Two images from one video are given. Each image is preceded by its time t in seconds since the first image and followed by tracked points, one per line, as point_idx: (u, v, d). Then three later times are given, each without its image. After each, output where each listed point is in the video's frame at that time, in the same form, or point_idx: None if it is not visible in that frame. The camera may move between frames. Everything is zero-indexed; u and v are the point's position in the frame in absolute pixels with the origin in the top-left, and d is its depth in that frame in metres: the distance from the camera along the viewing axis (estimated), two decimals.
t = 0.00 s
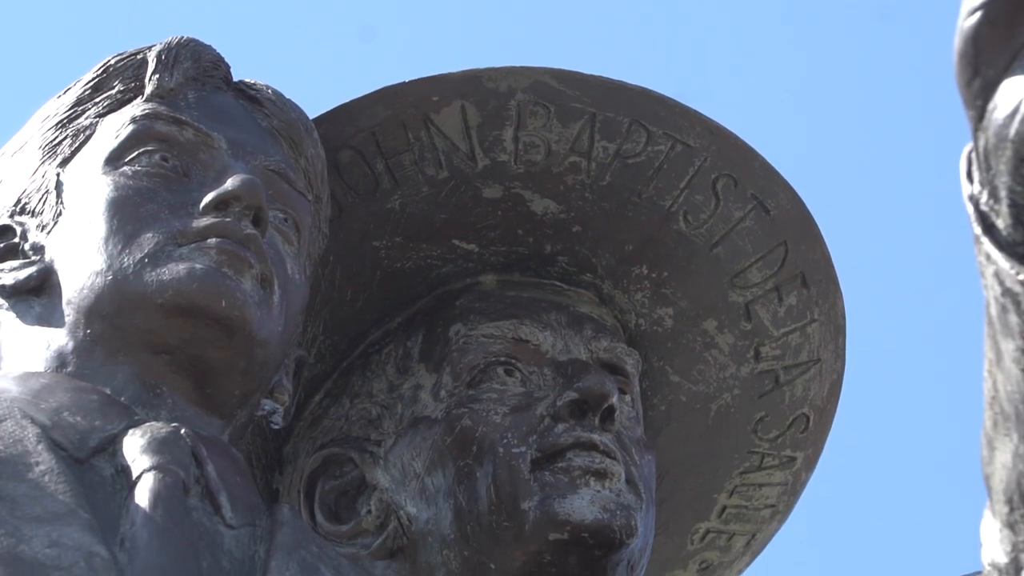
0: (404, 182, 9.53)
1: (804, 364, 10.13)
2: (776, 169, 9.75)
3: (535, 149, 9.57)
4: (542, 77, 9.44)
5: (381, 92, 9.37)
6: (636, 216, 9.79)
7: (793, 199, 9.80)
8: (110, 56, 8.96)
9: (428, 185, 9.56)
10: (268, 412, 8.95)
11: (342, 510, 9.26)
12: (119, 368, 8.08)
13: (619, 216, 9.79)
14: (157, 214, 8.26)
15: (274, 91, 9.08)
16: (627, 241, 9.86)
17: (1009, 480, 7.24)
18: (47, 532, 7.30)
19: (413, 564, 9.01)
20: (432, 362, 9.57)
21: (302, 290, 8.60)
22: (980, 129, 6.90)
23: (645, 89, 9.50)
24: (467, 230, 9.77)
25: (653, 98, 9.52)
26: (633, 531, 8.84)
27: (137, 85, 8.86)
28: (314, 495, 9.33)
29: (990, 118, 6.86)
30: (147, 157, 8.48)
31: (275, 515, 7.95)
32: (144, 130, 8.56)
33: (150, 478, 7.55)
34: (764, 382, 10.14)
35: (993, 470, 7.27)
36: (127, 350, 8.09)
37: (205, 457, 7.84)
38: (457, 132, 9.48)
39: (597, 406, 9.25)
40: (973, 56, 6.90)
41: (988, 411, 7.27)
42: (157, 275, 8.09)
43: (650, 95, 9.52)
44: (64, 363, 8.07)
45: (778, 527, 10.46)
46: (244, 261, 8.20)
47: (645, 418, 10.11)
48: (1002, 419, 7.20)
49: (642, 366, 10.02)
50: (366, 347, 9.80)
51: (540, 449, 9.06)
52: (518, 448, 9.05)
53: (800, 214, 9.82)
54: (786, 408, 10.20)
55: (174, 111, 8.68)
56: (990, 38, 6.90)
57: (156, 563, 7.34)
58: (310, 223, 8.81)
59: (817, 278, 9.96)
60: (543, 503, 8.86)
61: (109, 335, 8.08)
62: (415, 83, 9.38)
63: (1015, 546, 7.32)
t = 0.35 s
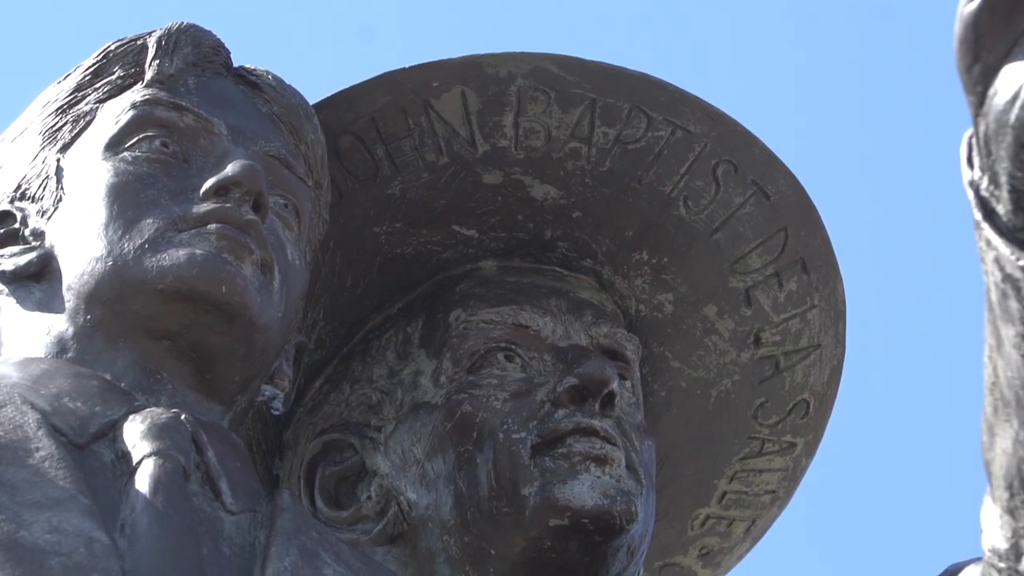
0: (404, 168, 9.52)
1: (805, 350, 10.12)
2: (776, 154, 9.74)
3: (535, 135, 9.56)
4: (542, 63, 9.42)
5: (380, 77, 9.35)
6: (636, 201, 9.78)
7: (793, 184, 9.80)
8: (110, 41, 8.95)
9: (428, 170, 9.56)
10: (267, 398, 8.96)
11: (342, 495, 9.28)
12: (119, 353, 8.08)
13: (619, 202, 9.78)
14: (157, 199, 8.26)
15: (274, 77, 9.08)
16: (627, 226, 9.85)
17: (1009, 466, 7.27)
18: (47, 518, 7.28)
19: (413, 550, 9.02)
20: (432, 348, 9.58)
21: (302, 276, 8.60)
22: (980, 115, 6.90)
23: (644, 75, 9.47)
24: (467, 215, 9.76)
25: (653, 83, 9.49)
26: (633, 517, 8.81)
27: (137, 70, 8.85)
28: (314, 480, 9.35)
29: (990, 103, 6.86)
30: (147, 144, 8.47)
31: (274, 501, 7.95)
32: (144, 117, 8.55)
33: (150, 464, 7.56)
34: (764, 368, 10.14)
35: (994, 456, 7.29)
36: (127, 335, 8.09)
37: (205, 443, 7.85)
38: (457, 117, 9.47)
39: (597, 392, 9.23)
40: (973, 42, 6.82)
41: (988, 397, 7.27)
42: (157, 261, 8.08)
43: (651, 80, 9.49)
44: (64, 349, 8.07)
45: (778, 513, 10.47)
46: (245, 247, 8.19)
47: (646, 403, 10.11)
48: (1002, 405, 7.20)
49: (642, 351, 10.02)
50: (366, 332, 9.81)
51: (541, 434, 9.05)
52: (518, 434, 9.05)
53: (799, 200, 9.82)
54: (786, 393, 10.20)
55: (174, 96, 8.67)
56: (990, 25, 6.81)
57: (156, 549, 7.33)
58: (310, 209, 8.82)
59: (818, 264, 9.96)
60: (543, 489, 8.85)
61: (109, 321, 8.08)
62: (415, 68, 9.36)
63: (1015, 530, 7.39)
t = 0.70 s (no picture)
0: (404, 157, 9.52)
1: (805, 340, 10.12)
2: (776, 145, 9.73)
3: (535, 126, 9.55)
4: (542, 53, 9.43)
5: (380, 67, 9.35)
6: (636, 191, 9.78)
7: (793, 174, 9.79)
8: (110, 32, 8.94)
9: (428, 161, 9.55)
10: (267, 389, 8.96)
11: (342, 486, 9.27)
12: (119, 343, 8.07)
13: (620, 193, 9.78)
14: (157, 189, 8.25)
15: (274, 67, 9.07)
16: (627, 217, 9.85)
17: (1009, 457, 7.27)
18: (47, 508, 7.26)
19: (413, 540, 9.01)
20: (432, 338, 9.58)
21: (302, 266, 8.59)
22: (980, 105, 6.88)
23: (644, 65, 9.48)
24: (467, 206, 9.75)
25: (653, 74, 9.49)
26: (633, 507, 8.80)
27: (137, 61, 8.84)
28: (314, 471, 9.35)
29: (990, 94, 6.83)
30: (147, 135, 8.45)
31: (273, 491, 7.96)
32: (144, 108, 8.54)
33: (150, 455, 7.56)
34: (764, 358, 10.13)
35: (994, 446, 7.30)
36: (127, 325, 8.08)
37: (205, 434, 7.85)
38: (457, 107, 9.46)
39: (597, 382, 9.23)
40: (973, 32, 6.84)
41: (988, 387, 7.27)
42: (157, 251, 8.08)
43: (651, 70, 9.49)
44: (64, 339, 8.06)
45: (778, 503, 10.46)
46: (244, 237, 8.18)
47: (646, 393, 10.11)
48: (1002, 395, 7.20)
49: (642, 342, 10.02)
50: (366, 323, 9.81)
51: (541, 425, 9.04)
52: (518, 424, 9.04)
53: (800, 190, 9.80)
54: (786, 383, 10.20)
55: (174, 86, 8.66)
56: (990, 14, 6.84)
57: (156, 539, 7.33)
58: (310, 199, 8.81)
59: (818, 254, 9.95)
60: (543, 479, 8.83)
61: (109, 311, 8.07)
62: (415, 58, 9.35)
63: (1015, 521, 7.39)
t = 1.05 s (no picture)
0: (404, 151, 9.50)
1: (805, 334, 10.11)
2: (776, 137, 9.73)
3: (535, 118, 9.55)
4: (542, 45, 9.42)
5: (380, 60, 9.34)
6: (636, 184, 9.78)
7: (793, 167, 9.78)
8: (110, 24, 8.94)
9: (428, 153, 9.55)
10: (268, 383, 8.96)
11: (342, 478, 9.28)
12: (119, 336, 8.07)
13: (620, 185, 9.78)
14: (157, 181, 8.25)
15: (274, 59, 9.06)
16: (627, 210, 9.86)
17: (1009, 449, 7.27)
18: (47, 500, 7.26)
19: (413, 533, 9.01)
20: (432, 331, 9.58)
21: (302, 258, 8.59)
22: (980, 98, 6.88)
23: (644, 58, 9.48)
24: (467, 198, 9.75)
25: (653, 66, 9.50)
26: (633, 499, 8.80)
27: (137, 53, 8.83)
28: (314, 464, 9.36)
29: (990, 86, 6.84)
30: (147, 127, 8.45)
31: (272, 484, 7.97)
32: (144, 101, 8.53)
33: (150, 447, 7.56)
34: (764, 351, 10.13)
35: (994, 438, 7.30)
36: (127, 318, 8.08)
37: (205, 426, 7.85)
38: (457, 100, 9.45)
39: (597, 374, 9.22)
40: (973, 24, 6.83)
41: (987, 379, 7.27)
42: (157, 244, 8.08)
43: (651, 62, 9.50)
44: (64, 332, 8.06)
45: (778, 496, 10.43)
46: (244, 230, 8.18)
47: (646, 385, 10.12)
48: (1002, 388, 7.20)
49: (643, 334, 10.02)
50: (366, 316, 9.81)
51: (540, 417, 9.04)
52: (519, 417, 9.04)
53: (799, 182, 9.80)
54: (786, 376, 10.19)
55: (174, 79, 8.66)
56: (990, 8, 6.82)
57: (156, 532, 7.33)
58: (310, 191, 8.81)
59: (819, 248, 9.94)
60: (542, 472, 8.83)
61: (109, 303, 8.07)
62: (415, 51, 9.34)
63: (1015, 513, 7.39)
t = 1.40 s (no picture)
0: (403, 141, 9.51)
1: (805, 325, 10.10)
2: (776, 128, 9.72)
3: (535, 109, 9.55)
4: (543, 37, 9.40)
5: (380, 51, 9.33)
6: (636, 175, 9.78)
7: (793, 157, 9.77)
8: (110, 15, 8.93)
9: (428, 144, 9.54)
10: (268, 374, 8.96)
11: (342, 469, 9.28)
12: (119, 326, 8.08)
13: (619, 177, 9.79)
14: (157, 172, 8.25)
15: (274, 50, 9.06)
16: (627, 201, 9.85)
17: (1009, 440, 7.27)
18: (47, 491, 7.27)
19: (413, 523, 9.02)
20: (432, 322, 9.58)
21: (302, 248, 8.59)
22: (980, 89, 6.88)
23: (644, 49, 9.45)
24: (467, 189, 9.75)
25: (653, 57, 9.48)
26: (633, 490, 8.80)
27: (137, 44, 8.83)
28: (314, 455, 9.37)
29: (990, 77, 6.84)
30: (146, 118, 8.45)
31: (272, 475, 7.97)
32: (144, 92, 8.53)
33: (150, 438, 7.56)
34: (764, 342, 10.12)
35: (994, 430, 7.30)
36: (127, 308, 8.08)
37: (205, 417, 7.85)
38: (457, 90, 9.45)
39: (597, 365, 9.22)
40: (972, 15, 6.84)
41: (988, 370, 7.27)
42: (157, 235, 8.07)
43: (651, 54, 9.47)
44: (64, 323, 8.06)
45: (778, 486, 10.45)
46: (244, 221, 8.17)
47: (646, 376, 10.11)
48: (1002, 379, 7.20)
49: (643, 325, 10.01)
50: (366, 307, 9.81)
51: (540, 408, 9.04)
52: (519, 408, 9.05)
53: (799, 173, 9.79)
54: (786, 367, 10.19)
55: (174, 70, 8.65)
56: None
57: (156, 523, 7.33)
58: (310, 182, 8.81)
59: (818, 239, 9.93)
60: (542, 463, 8.82)
61: (109, 294, 8.08)
62: (415, 42, 9.33)
63: (1015, 504, 7.39)
